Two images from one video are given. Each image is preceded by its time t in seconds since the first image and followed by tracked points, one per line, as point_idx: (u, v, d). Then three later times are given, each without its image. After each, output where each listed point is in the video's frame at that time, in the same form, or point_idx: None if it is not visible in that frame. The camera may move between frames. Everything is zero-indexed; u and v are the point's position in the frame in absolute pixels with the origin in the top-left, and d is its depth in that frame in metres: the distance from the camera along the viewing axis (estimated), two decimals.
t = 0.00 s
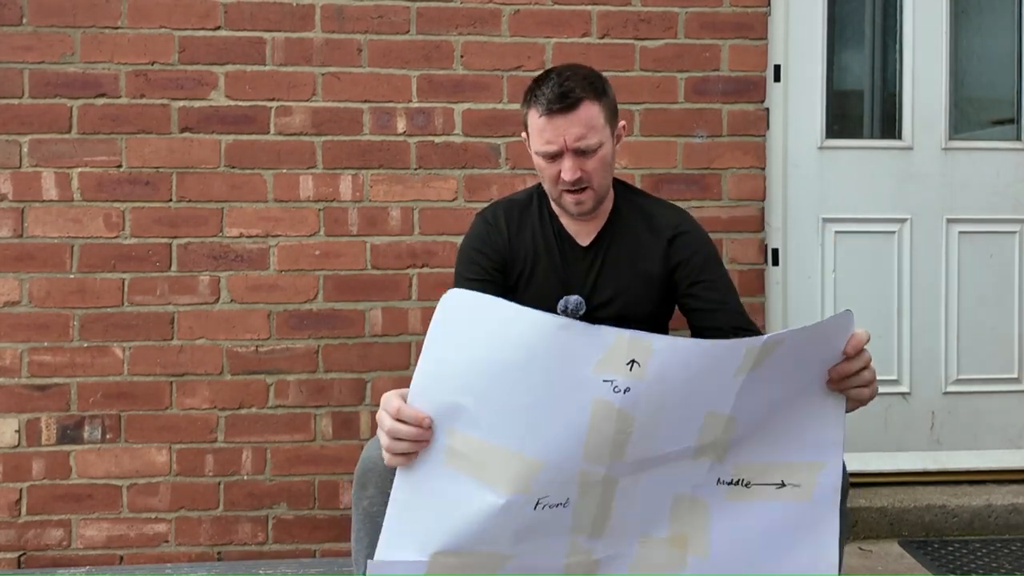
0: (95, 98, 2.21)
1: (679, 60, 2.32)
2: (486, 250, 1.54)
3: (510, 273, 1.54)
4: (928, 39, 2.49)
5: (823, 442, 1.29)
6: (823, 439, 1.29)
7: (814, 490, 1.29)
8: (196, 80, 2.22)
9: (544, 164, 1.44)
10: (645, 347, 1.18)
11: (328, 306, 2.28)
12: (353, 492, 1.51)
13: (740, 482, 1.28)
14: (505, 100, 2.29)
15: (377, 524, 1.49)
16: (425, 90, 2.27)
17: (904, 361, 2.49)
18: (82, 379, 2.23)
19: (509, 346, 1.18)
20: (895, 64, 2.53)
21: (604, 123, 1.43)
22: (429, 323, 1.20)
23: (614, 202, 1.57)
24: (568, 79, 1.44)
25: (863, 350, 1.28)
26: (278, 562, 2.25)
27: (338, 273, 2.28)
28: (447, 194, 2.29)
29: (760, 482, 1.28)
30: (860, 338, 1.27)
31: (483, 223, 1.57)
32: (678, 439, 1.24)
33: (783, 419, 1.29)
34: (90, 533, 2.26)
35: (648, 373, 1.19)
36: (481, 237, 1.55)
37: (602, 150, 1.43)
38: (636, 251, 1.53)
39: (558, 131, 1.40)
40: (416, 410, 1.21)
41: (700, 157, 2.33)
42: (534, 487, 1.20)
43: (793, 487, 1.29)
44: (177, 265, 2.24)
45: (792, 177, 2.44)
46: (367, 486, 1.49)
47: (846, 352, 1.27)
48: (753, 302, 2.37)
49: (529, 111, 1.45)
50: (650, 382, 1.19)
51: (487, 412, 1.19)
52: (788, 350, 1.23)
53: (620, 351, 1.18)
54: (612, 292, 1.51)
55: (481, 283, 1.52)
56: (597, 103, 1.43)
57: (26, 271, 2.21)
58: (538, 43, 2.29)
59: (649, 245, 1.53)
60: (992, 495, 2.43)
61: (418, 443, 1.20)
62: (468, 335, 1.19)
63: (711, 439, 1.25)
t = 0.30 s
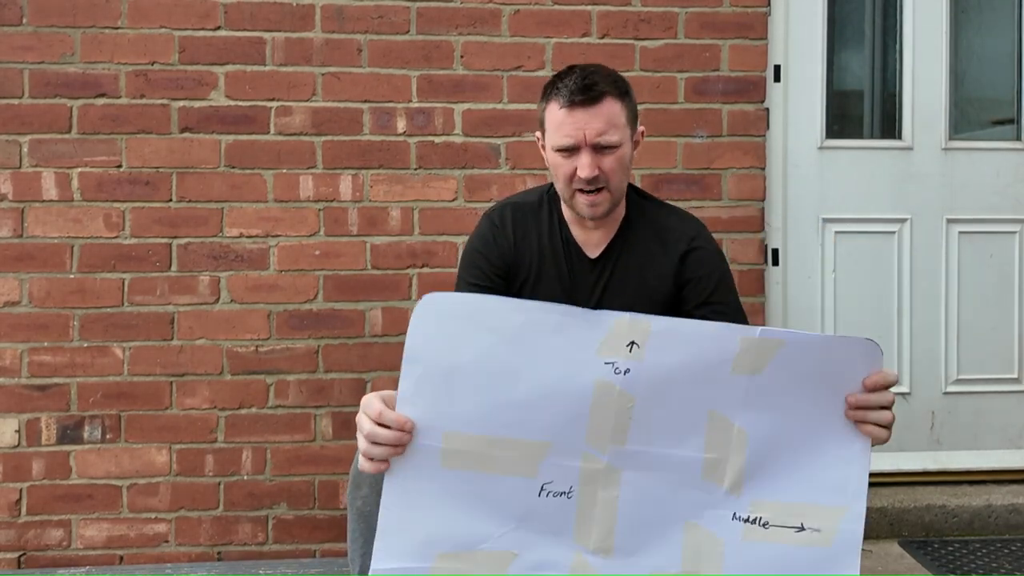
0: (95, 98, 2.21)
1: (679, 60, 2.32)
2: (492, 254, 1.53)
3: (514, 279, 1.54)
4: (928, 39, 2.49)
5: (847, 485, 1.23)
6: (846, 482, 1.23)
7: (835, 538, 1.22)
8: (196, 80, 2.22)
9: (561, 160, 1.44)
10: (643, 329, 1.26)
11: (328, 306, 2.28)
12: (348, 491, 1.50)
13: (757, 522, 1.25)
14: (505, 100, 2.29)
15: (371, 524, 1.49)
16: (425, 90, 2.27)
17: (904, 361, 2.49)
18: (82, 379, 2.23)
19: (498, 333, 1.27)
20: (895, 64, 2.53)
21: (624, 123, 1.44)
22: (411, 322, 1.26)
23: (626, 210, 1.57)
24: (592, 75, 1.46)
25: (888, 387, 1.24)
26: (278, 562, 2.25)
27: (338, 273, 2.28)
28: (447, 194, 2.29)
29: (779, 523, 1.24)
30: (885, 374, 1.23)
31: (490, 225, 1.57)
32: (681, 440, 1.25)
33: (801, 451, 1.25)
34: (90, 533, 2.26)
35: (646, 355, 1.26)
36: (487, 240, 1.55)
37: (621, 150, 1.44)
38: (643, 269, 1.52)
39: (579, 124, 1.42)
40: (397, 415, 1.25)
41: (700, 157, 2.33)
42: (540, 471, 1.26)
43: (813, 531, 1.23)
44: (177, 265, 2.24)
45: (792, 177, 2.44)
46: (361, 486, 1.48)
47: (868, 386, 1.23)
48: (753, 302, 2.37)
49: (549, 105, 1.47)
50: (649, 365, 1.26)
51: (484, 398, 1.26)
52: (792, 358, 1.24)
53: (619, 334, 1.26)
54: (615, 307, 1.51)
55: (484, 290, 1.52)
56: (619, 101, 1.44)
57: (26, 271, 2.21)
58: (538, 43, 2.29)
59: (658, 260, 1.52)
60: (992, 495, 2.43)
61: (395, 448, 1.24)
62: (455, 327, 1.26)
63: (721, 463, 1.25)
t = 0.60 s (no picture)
0: (95, 98, 2.21)
1: (679, 60, 2.32)
2: (499, 256, 1.53)
3: (521, 281, 1.54)
4: (928, 39, 2.49)
5: (843, 499, 1.24)
6: (843, 497, 1.24)
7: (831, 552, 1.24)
8: (196, 80, 2.22)
9: (574, 144, 1.46)
10: (643, 341, 1.25)
11: (328, 306, 2.28)
12: (354, 492, 1.50)
13: (753, 538, 1.25)
14: (505, 100, 2.29)
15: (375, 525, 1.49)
16: (425, 90, 2.27)
17: (904, 361, 2.49)
18: (82, 379, 2.23)
19: (493, 340, 1.26)
20: (895, 64, 2.53)
21: (637, 113, 1.48)
22: (405, 330, 1.26)
23: (633, 210, 1.58)
24: (609, 66, 1.51)
25: (890, 404, 1.24)
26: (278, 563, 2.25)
27: (338, 273, 2.28)
28: (447, 194, 2.29)
29: (777, 539, 1.25)
30: (889, 391, 1.23)
31: (496, 226, 1.57)
32: (678, 455, 1.25)
33: (799, 466, 1.25)
34: (90, 533, 2.26)
35: (646, 368, 1.25)
36: (493, 241, 1.55)
37: (633, 138, 1.47)
38: (650, 270, 1.52)
39: (594, 108, 1.45)
40: (392, 420, 1.26)
41: (700, 157, 2.33)
42: (534, 485, 1.25)
43: (811, 546, 1.25)
44: (177, 265, 2.24)
45: (792, 177, 2.44)
46: (367, 488, 1.48)
47: (869, 401, 1.23)
48: (754, 302, 2.38)
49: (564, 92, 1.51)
50: (648, 378, 1.25)
51: (477, 406, 1.26)
52: (792, 372, 1.24)
53: (618, 347, 1.26)
54: (622, 309, 1.51)
55: (491, 292, 1.52)
56: (633, 92, 1.49)
57: (26, 271, 2.21)
58: (538, 43, 2.29)
59: (665, 262, 1.52)
60: (992, 495, 2.43)
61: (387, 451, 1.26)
62: (449, 335, 1.26)
63: (720, 479, 1.25)
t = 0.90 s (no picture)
0: (95, 98, 2.21)
1: (678, 60, 2.32)
2: (498, 255, 1.53)
3: (520, 281, 1.54)
4: (928, 39, 2.49)
5: (847, 504, 1.23)
6: (847, 501, 1.23)
7: (838, 560, 1.22)
8: (196, 80, 2.22)
9: (575, 143, 1.46)
10: (637, 338, 1.26)
11: (328, 306, 2.28)
12: (354, 490, 1.51)
13: (757, 546, 1.24)
14: (505, 100, 2.29)
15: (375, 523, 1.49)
16: (425, 91, 2.27)
17: (904, 360, 2.49)
18: (82, 379, 2.23)
19: (491, 342, 1.27)
20: (895, 64, 2.53)
21: (638, 112, 1.48)
22: (404, 334, 1.26)
23: (632, 209, 1.58)
24: (610, 64, 1.51)
25: (885, 400, 1.24)
26: (278, 563, 2.25)
27: (338, 273, 2.28)
28: (447, 194, 2.29)
29: (782, 548, 1.23)
30: (884, 390, 1.24)
31: (496, 226, 1.57)
32: (677, 458, 1.25)
33: (799, 469, 1.25)
34: (90, 533, 2.25)
35: (641, 364, 1.26)
36: (493, 241, 1.55)
37: (634, 137, 1.47)
38: (649, 270, 1.52)
39: (595, 106, 1.45)
40: (389, 426, 1.26)
41: (700, 157, 2.33)
42: (534, 489, 1.25)
43: (817, 554, 1.23)
44: (177, 265, 2.24)
45: (792, 177, 2.44)
46: (366, 488, 1.48)
47: (865, 399, 1.24)
48: (754, 302, 2.38)
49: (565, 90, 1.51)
50: (642, 374, 1.26)
51: (477, 410, 1.26)
52: (786, 369, 1.25)
53: (613, 345, 1.27)
54: (622, 309, 1.51)
55: (490, 292, 1.52)
56: (635, 91, 1.49)
57: (26, 271, 2.21)
58: (538, 43, 2.29)
59: (664, 262, 1.52)
60: (992, 495, 2.43)
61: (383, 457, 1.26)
62: (447, 338, 1.27)
63: (720, 484, 1.25)
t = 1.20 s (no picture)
0: (95, 98, 2.21)
1: (678, 61, 2.32)
2: (495, 255, 1.53)
3: (517, 281, 1.54)
4: (928, 39, 2.49)
5: (845, 503, 1.23)
6: (846, 499, 1.23)
7: (836, 559, 1.22)
8: (196, 80, 2.22)
9: (576, 145, 1.46)
10: (635, 339, 1.26)
11: (328, 306, 2.28)
12: (353, 490, 1.50)
13: (757, 546, 1.24)
14: (505, 100, 2.29)
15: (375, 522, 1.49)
16: (425, 91, 2.27)
17: (904, 360, 2.49)
18: (82, 379, 2.23)
19: (491, 345, 1.27)
20: (895, 64, 2.53)
21: (639, 116, 1.48)
22: (403, 337, 1.27)
23: (630, 211, 1.58)
24: (613, 66, 1.51)
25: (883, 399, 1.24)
26: (278, 563, 2.25)
27: (338, 273, 2.28)
28: (447, 194, 2.29)
29: (781, 547, 1.24)
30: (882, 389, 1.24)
31: (492, 225, 1.57)
32: (676, 459, 1.25)
33: (797, 468, 1.25)
34: (90, 533, 2.26)
35: (639, 366, 1.26)
36: (489, 240, 1.54)
37: (634, 141, 1.47)
38: (645, 271, 1.52)
39: (598, 109, 1.45)
40: (389, 430, 1.25)
41: (700, 157, 2.33)
42: (534, 491, 1.25)
43: (816, 554, 1.23)
44: (177, 265, 2.24)
45: (791, 177, 2.44)
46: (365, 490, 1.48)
47: (863, 398, 1.24)
48: (754, 302, 2.38)
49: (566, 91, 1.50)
50: (642, 376, 1.26)
51: (478, 413, 1.26)
52: (783, 369, 1.25)
53: (611, 347, 1.26)
54: (618, 310, 1.51)
55: (487, 291, 1.52)
56: (636, 94, 1.49)
57: (26, 271, 2.21)
58: (538, 43, 2.29)
59: (661, 262, 1.52)
60: (992, 495, 2.43)
61: (383, 462, 1.26)
62: (447, 341, 1.27)
63: (720, 484, 1.25)
